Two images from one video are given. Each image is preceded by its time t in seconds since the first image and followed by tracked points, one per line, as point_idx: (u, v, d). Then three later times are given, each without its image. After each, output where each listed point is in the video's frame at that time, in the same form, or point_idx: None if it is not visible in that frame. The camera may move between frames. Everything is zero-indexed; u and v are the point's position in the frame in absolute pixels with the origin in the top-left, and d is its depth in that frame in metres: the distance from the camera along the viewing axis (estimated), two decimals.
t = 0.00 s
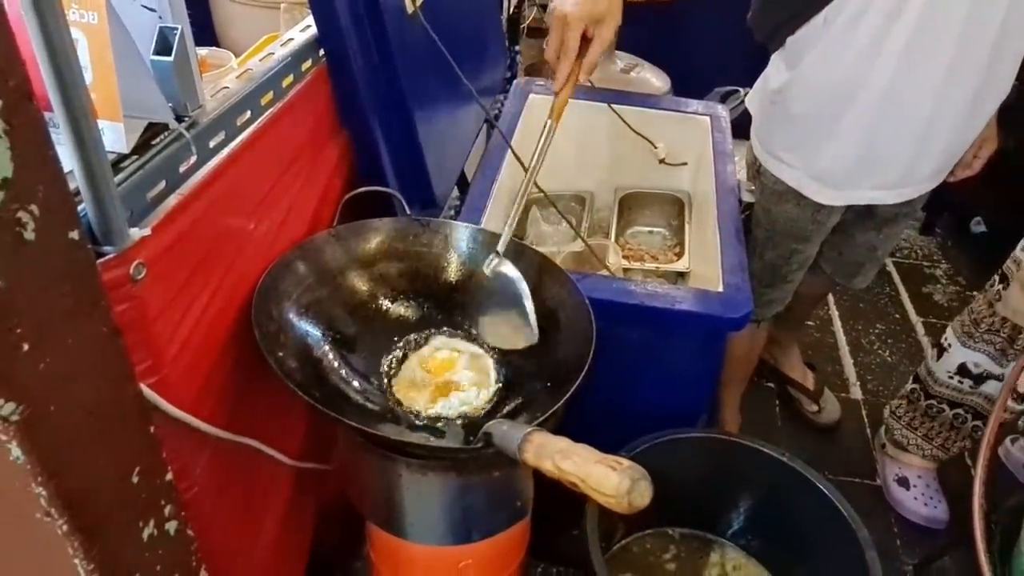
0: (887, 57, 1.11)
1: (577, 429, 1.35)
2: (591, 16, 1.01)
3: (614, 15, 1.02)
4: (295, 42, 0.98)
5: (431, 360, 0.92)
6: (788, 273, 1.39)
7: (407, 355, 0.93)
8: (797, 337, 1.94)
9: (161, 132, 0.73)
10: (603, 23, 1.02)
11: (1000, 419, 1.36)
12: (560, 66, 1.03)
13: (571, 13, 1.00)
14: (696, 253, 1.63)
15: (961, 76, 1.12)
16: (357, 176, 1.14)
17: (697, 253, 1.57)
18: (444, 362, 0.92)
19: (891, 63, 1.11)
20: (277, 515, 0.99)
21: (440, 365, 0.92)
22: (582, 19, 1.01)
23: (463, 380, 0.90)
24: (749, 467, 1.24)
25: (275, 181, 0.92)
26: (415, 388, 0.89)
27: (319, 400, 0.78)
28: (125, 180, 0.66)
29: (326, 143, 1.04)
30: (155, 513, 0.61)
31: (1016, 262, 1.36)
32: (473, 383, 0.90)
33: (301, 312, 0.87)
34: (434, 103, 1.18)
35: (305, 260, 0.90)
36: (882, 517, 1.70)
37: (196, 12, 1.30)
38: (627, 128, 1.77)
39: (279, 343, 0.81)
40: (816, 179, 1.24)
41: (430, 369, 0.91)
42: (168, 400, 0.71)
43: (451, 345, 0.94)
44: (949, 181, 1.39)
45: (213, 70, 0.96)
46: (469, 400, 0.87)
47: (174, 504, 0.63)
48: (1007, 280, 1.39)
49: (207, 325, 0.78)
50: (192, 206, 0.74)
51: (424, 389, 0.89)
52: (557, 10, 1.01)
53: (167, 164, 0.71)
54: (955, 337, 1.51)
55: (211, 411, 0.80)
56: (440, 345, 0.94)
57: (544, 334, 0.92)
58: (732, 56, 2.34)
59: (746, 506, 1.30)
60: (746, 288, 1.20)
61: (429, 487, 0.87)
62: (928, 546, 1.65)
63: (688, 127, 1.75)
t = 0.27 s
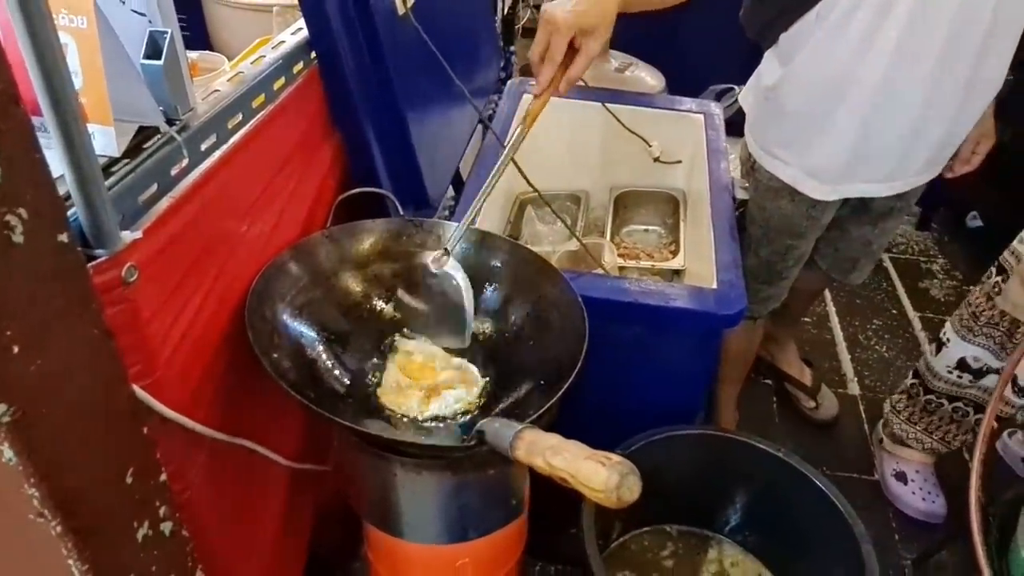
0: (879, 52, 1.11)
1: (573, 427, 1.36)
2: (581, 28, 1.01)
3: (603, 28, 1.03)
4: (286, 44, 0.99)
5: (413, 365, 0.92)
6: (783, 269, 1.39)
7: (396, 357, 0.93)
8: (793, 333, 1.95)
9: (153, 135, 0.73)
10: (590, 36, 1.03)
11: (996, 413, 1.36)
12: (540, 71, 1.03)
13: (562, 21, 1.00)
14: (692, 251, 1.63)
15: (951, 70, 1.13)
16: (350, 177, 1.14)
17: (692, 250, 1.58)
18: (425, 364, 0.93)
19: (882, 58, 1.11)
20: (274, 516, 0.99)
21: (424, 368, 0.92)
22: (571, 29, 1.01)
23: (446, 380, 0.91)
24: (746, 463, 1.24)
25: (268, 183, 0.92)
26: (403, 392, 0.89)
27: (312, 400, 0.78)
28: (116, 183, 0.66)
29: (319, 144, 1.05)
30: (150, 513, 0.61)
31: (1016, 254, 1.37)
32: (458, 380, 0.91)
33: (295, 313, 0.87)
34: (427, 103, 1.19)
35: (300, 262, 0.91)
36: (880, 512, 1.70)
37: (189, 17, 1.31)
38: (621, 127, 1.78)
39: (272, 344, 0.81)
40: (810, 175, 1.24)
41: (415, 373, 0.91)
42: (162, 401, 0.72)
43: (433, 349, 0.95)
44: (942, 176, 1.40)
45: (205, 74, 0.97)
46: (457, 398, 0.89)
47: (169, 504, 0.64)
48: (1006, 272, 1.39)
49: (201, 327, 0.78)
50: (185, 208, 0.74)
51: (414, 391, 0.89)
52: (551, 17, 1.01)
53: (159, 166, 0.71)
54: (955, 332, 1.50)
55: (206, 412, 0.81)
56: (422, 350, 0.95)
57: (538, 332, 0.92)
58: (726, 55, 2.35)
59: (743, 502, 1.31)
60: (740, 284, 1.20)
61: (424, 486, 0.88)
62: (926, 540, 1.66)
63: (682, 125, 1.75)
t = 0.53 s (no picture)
0: (867, 48, 1.12)
1: (570, 427, 1.36)
2: (583, 48, 1.03)
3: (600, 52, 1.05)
4: (278, 51, 1.00)
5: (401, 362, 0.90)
6: (777, 266, 1.40)
7: (391, 358, 0.93)
8: (789, 330, 1.95)
9: (146, 143, 0.74)
10: (587, 58, 1.05)
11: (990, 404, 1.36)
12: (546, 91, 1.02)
13: (567, 40, 1.02)
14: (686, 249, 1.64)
15: (938, 65, 1.14)
16: (344, 181, 1.15)
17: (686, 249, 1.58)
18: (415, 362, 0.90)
19: (870, 54, 1.12)
20: (274, 519, 1.00)
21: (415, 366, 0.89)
22: (576, 48, 1.02)
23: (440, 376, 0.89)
24: (742, 459, 1.25)
25: (262, 189, 0.93)
26: (401, 393, 0.88)
27: (309, 403, 0.79)
28: (110, 191, 0.67)
29: (312, 149, 1.06)
30: (149, 517, 0.62)
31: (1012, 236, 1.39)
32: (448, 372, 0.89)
33: (290, 317, 0.88)
34: (419, 107, 1.20)
35: (295, 266, 0.91)
36: (879, 506, 1.71)
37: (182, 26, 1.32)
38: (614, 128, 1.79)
39: (268, 349, 0.82)
40: (801, 171, 1.25)
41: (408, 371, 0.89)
42: (160, 406, 0.73)
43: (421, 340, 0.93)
44: (932, 172, 1.41)
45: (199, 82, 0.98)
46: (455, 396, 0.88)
47: (168, 508, 0.65)
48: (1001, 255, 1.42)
49: (197, 332, 0.79)
50: (179, 215, 0.75)
51: (412, 393, 0.87)
52: (554, 36, 1.02)
53: (152, 174, 0.72)
54: (955, 322, 1.50)
55: (204, 417, 0.82)
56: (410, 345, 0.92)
57: (532, 333, 0.92)
58: (718, 54, 2.36)
59: (739, 498, 1.31)
60: (733, 282, 1.21)
61: (422, 486, 0.88)
62: (925, 533, 1.66)
63: (674, 124, 1.76)
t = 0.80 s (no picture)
0: (854, 46, 1.13)
1: (568, 426, 1.37)
2: (556, 63, 1.03)
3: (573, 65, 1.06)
4: (270, 58, 1.01)
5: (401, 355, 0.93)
6: (771, 262, 1.41)
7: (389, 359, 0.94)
8: (786, 326, 1.96)
9: (141, 152, 0.75)
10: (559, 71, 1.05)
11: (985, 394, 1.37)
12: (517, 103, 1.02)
13: (541, 54, 1.02)
14: (681, 247, 1.65)
15: (924, 59, 1.15)
16: (339, 186, 1.16)
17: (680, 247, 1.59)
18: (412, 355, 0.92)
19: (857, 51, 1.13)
20: (275, 523, 1.01)
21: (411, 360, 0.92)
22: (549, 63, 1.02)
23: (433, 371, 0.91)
24: (740, 455, 1.25)
25: (257, 195, 0.94)
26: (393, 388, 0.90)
27: (306, 406, 0.80)
28: (106, 200, 0.68)
29: (307, 155, 1.07)
30: (150, 520, 0.63)
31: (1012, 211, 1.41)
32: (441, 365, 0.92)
33: (287, 321, 0.89)
34: (412, 111, 1.21)
35: (292, 270, 0.92)
36: (878, 500, 1.72)
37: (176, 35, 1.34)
38: (607, 128, 1.80)
39: (266, 353, 0.83)
40: (792, 167, 1.26)
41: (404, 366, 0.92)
42: (159, 411, 0.73)
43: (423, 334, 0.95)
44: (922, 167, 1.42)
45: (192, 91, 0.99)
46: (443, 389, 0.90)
47: (168, 512, 0.65)
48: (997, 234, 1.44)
49: (195, 337, 0.80)
50: (174, 222, 0.76)
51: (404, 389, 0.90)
52: (529, 50, 1.02)
53: (148, 182, 0.73)
54: (951, 308, 1.50)
55: (203, 422, 0.82)
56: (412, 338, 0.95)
57: (526, 333, 0.94)
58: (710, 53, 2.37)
59: (737, 493, 1.32)
60: (726, 279, 1.22)
61: (421, 486, 0.89)
62: (924, 525, 1.67)
63: (667, 124, 1.77)
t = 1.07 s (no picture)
0: (840, 44, 1.14)
1: (566, 427, 1.38)
2: (533, 74, 1.04)
3: (554, 75, 1.06)
4: (263, 68, 1.02)
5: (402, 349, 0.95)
6: (764, 260, 1.42)
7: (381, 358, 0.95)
8: (781, 323, 1.98)
9: (136, 163, 0.76)
10: (541, 82, 1.06)
11: (980, 386, 1.38)
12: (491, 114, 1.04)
13: (517, 67, 1.03)
14: (675, 247, 1.66)
15: (909, 55, 1.16)
16: (334, 193, 1.17)
17: (674, 247, 1.61)
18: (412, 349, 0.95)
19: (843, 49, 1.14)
20: (276, 528, 1.02)
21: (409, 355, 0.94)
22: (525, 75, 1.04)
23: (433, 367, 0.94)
24: (737, 452, 1.26)
25: (253, 203, 0.95)
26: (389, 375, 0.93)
27: (305, 411, 0.81)
28: (102, 212, 0.69)
29: (301, 163, 1.08)
30: (151, 526, 0.64)
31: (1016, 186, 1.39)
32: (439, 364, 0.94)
33: (284, 327, 0.90)
34: (404, 117, 1.22)
35: (288, 278, 0.93)
36: (876, 494, 1.73)
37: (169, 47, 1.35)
38: (599, 130, 1.81)
39: (263, 359, 0.84)
40: (782, 166, 1.27)
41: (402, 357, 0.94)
42: (159, 419, 0.74)
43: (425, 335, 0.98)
44: (912, 166, 1.44)
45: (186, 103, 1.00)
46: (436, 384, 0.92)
47: (169, 518, 0.66)
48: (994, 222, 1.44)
49: (193, 345, 0.81)
50: (171, 232, 0.77)
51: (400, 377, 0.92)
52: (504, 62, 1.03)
53: (143, 193, 0.74)
54: (946, 300, 1.50)
55: (202, 428, 0.83)
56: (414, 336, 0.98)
57: (520, 335, 0.94)
58: (701, 54, 2.39)
59: (735, 490, 1.33)
60: (719, 277, 1.23)
61: (419, 489, 0.90)
62: (922, 519, 1.68)
63: (659, 125, 1.79)
